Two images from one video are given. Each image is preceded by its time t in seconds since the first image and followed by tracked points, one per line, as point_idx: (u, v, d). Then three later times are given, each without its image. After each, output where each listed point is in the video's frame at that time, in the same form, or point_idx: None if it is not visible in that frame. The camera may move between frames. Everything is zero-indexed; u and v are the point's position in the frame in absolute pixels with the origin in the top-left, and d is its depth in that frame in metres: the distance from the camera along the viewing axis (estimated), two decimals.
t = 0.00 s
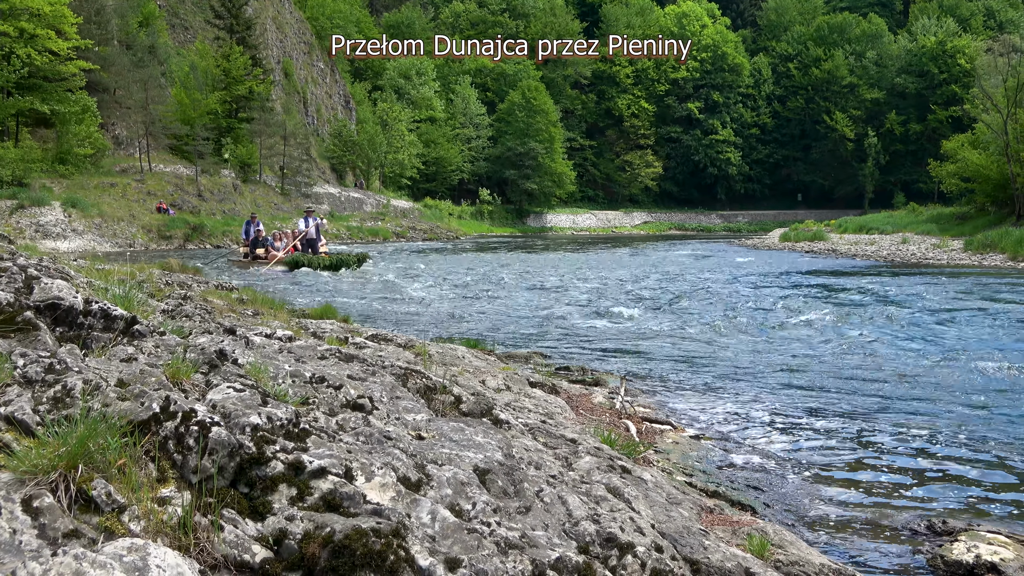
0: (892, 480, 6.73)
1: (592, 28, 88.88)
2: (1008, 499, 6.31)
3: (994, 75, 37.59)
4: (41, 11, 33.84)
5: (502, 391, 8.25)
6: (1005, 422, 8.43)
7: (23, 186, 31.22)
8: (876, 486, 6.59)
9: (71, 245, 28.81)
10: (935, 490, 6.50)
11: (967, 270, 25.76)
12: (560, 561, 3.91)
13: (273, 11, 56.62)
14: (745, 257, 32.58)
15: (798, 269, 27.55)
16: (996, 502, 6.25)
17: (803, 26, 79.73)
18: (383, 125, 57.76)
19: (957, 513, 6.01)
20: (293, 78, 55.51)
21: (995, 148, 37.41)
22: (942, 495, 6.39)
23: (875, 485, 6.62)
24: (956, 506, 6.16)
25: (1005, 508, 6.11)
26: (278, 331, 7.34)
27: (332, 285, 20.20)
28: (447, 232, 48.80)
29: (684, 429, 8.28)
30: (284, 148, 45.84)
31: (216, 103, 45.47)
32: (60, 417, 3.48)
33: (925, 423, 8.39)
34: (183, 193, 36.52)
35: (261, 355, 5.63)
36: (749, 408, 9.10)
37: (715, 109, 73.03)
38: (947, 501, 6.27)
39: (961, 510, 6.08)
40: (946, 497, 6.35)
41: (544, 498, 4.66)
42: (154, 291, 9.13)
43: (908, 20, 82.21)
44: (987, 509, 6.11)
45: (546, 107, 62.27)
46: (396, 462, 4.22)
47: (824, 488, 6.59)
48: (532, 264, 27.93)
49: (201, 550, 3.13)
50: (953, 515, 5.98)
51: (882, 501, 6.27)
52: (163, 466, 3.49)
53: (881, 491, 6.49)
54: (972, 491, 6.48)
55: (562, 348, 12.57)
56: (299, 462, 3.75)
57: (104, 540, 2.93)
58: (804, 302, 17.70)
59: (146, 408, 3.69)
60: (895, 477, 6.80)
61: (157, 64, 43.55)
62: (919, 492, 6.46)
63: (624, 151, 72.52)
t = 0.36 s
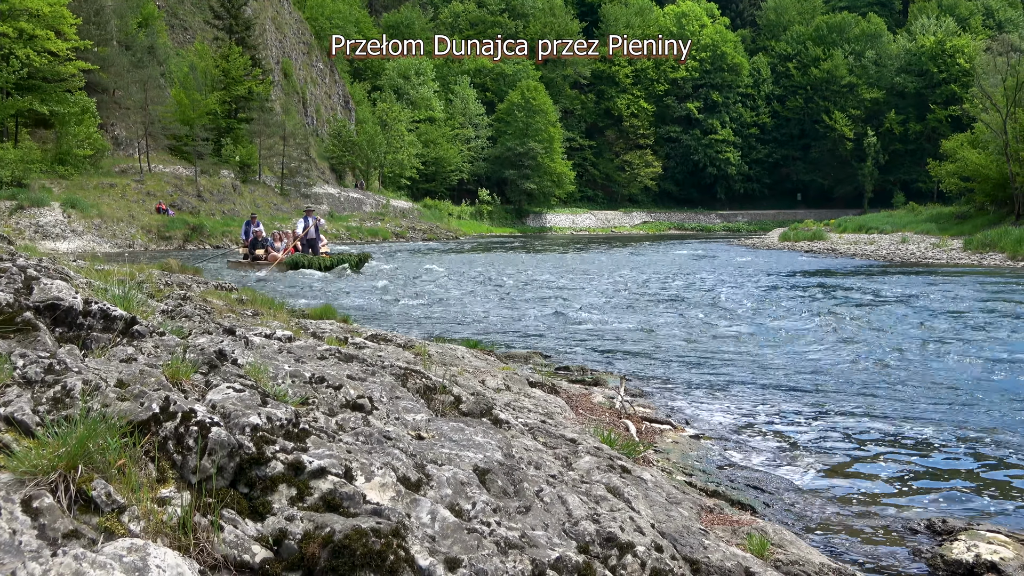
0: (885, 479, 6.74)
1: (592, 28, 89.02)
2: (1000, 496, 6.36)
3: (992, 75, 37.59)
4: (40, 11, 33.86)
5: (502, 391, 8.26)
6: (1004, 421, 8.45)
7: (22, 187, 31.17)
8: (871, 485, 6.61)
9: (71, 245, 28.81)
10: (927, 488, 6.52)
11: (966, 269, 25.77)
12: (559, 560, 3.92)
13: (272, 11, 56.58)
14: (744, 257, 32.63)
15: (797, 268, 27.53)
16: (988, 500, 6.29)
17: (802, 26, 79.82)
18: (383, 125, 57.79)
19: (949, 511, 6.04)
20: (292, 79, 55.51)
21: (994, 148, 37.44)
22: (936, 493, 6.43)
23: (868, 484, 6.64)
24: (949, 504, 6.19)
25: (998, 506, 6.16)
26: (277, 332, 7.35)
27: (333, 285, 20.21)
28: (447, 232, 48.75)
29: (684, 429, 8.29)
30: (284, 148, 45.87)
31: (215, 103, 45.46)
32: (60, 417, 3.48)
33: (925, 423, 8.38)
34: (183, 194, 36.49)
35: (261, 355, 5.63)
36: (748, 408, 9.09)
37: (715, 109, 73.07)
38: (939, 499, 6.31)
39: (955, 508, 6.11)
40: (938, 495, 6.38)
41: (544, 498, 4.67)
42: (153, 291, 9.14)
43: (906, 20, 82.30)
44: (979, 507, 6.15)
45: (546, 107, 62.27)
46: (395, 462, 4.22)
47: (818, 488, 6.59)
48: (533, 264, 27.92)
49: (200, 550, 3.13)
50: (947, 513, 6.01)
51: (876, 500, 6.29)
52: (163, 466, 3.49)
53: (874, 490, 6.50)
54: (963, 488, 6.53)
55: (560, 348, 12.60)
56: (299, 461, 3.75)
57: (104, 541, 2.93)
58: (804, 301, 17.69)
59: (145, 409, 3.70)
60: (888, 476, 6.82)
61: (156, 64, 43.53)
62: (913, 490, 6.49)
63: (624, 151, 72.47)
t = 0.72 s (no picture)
0: (881, 479, 6.74)
1: (592, 28, 89.13)
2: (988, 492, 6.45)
3: (993, 76, 37.55)
4: (41, 11, 33.89)
5: (502, 391, 8.25)
6: (1004, 421, 8.47)
7: (22, 186, 31.18)
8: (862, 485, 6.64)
9: (71, 245, 28.80)
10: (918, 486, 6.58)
11: (966, 270, 25.79)
12: (559, 560, 3.91)
13: (272, 11, 56.58)
14: (744, 257, 32.68)
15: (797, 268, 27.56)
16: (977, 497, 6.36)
17: (802, 26, 79.88)
18: (383, 125, 57.83)
19: (940, 508, 6.10)
20: (292, 79, 55.52)
21: (994, 148, 37.47)
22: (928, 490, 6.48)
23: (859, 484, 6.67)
24: (939, 501, 6.25)
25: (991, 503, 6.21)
26: (277, 332, 7.33)
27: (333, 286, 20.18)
28: (447, 232, 48.75)
29: (684, 429, 8.27)
30: (284, 148, 45.91)
31: (216, 103, 45.49)
32: (60, 417, 3.48)
33: (924, 424, 8.38)
34: (183, 194, 36.50)
35: (261, 354, 5.63)
36: (748, 408, 9.10)
37: (715, 109, 73.11)
38: (937, 499, 6.31)
39: (949, 506, 6.15)
40: (929, 493, 6.43)
41: (543, 498, 4.67)
42: (153, 291, 9.13)
43: (907, 21, 82.33)
44: (974, 506, 6.18)
45: (546, 107, 62.29)
46: (395, 462, 4.22)
47: (812, 490, 6.58)
48: (533, 264, 27.90)
49: (200, 551, 3.13)
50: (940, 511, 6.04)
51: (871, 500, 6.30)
52: (163, 466, 3.49)
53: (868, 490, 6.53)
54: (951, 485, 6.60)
55: (560, 347, 12.63)
56: (299, 462, 3.75)
57: (103, 541, 2.93)
58: (801, 301, 17.75)
59: (145, 408, 3.70)
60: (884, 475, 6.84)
61: (156, 64, 43.52)
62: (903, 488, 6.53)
63: (624, 151, 72.48)
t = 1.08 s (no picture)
0: (881, 481, 6.73)
1: (593, 28, 89.15)
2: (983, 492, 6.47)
3: (994, 77, 37.49)
4: (41, 9, 33.85)
5: (502, 391, 8.24)
6: (1004, 423, 8.45)
7: (23, 184, 31.15)
8: (858, 485, 6.65)
9: (71, 243, 28.76)
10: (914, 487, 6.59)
11: (966, 271, 25.79)
12: (559, 561, 3.91)
13: (273, 10, 56.54)
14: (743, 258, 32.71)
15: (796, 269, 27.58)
16: (973, 498, 6.38)
17: (803, 27, 79.87)
18: (384, 125, 57.88)
19: (936, 509, 6.11)
20: (293, 78, 55.51)
21: (995, 150, 37.49)
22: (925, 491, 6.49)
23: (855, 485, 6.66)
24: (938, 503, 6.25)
25: (986, 503, 6.25)
26: (277, 331, 7.31)
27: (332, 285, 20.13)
28: (447, 231, 48.78)
29: (684, 430, 8.27)
30: (285, 147, 45.90)
31: (216, 102, 45.48)
32: (60, 415, 3.48)
33: (923, 425, 8.39)
34: (183, 193, 36.49)
35: (261, 354, 5.62)
36: (747, 409, 9.11)
37: (716, 110, 73.14)
38: (937, 500, 6.30)
39: (945, 507, 6.17)
40: (924, 493, 6.46)
41: (543, 499, 4.66)
42: (154, 290, 9.11)
43: (908, 22, 82.30)
44: (975, 508, 6.17)
45: (546, 107, 62.31)
46: (395, 462, 4.22)
47: (811, 491, 6.58)
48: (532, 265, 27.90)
49: (200, 550, 3.13)
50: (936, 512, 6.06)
51: (869, 501, 6.31)
52: (162, 465, 3.49)
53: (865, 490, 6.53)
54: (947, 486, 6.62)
55: (559, 348, 12.63)
56: (299, 461, 3.74)
57: (104, 540, 2.93)
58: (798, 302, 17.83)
59: (145, 407, 3.69)
60: (882, 476, 6.85)
61: (157, 63, 43.52)
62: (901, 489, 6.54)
63: (625, 151, 72.47)
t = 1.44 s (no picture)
0: (880, 482, 6.73)
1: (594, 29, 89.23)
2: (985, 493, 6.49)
3: (995, 78, 37.44)
4: (42, 9, 33.84)
5: (502, 392, 8.25)
6: (1005, 424, 8.43)
7: (24, 184, 31.18)
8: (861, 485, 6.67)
9: (71, 244, 28.74)
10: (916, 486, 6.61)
11: (966, 272, 25.81)
12: (559, 561, 3.90)
13: (274, 10, 56.57)
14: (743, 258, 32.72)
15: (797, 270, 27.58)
16: (974, 499, 6.35)
17: (804, 28, 79.88)
18: (384, 125, 57.93)
19: (936, 511, 6.10)
20: (294, 78, 55.54)
21: (996, 151, 37.52)
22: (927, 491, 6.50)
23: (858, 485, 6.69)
24: (938, 504, 6.24)
25: (987, 504, 6.23)
26: (278, 331, 7.31)
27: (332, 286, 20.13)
28: (448, 231, 48.83)
29: (684, 431, 8.27)
30: (285, 147, 45.89)
31: (217, 102, 45.48)
32: (60, 415, 3.48)
33: (923, 426, 8.38)
34: (184, 193, 36.51)
35: (261, 354, 5.62)
36: (747, 410, 9.12)
37: (717, 110, 73.15)
38: (939, 502, 6.29)
39: (945, 508, 6.17)
40: (924, 493, 6.47)
41: (543, 499, 4.66)
42: (154, 290, 9.10)
43: (909, 23, 82.27)
44: (975, 509, 6.16)
45: (547, 108, 62.40)
46: (396, 462, 4.22)
47: (810, 490, 6.61)
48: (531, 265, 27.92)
49: (200, 550, 3.13)
50: (936, 512, 6.07)
51: (868, 501, 6.33)
52: (162, 466, 3.49)
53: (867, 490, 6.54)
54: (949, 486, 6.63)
55: (559, 348, 12.70)
56: (299, 462, 3.74)
57: (104, 540, 2.93)
58: (797, 303, 17.89)
59: (146, 407, 3.69)
60: (881, 477, 6.86)
61: (158, 63, 43.55)
62: (901, 488, 6.56)
63: (626, 152, 72.52)
